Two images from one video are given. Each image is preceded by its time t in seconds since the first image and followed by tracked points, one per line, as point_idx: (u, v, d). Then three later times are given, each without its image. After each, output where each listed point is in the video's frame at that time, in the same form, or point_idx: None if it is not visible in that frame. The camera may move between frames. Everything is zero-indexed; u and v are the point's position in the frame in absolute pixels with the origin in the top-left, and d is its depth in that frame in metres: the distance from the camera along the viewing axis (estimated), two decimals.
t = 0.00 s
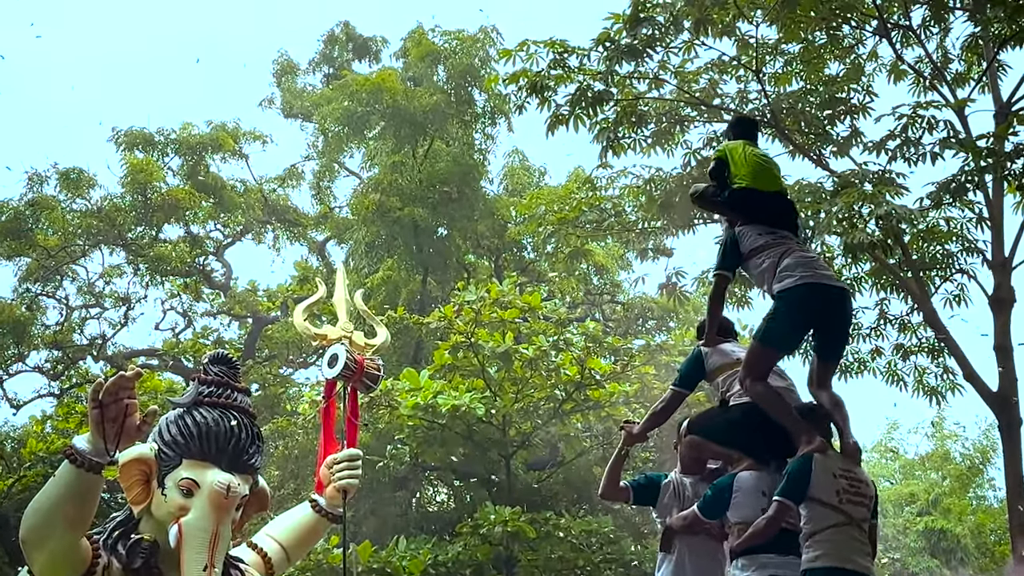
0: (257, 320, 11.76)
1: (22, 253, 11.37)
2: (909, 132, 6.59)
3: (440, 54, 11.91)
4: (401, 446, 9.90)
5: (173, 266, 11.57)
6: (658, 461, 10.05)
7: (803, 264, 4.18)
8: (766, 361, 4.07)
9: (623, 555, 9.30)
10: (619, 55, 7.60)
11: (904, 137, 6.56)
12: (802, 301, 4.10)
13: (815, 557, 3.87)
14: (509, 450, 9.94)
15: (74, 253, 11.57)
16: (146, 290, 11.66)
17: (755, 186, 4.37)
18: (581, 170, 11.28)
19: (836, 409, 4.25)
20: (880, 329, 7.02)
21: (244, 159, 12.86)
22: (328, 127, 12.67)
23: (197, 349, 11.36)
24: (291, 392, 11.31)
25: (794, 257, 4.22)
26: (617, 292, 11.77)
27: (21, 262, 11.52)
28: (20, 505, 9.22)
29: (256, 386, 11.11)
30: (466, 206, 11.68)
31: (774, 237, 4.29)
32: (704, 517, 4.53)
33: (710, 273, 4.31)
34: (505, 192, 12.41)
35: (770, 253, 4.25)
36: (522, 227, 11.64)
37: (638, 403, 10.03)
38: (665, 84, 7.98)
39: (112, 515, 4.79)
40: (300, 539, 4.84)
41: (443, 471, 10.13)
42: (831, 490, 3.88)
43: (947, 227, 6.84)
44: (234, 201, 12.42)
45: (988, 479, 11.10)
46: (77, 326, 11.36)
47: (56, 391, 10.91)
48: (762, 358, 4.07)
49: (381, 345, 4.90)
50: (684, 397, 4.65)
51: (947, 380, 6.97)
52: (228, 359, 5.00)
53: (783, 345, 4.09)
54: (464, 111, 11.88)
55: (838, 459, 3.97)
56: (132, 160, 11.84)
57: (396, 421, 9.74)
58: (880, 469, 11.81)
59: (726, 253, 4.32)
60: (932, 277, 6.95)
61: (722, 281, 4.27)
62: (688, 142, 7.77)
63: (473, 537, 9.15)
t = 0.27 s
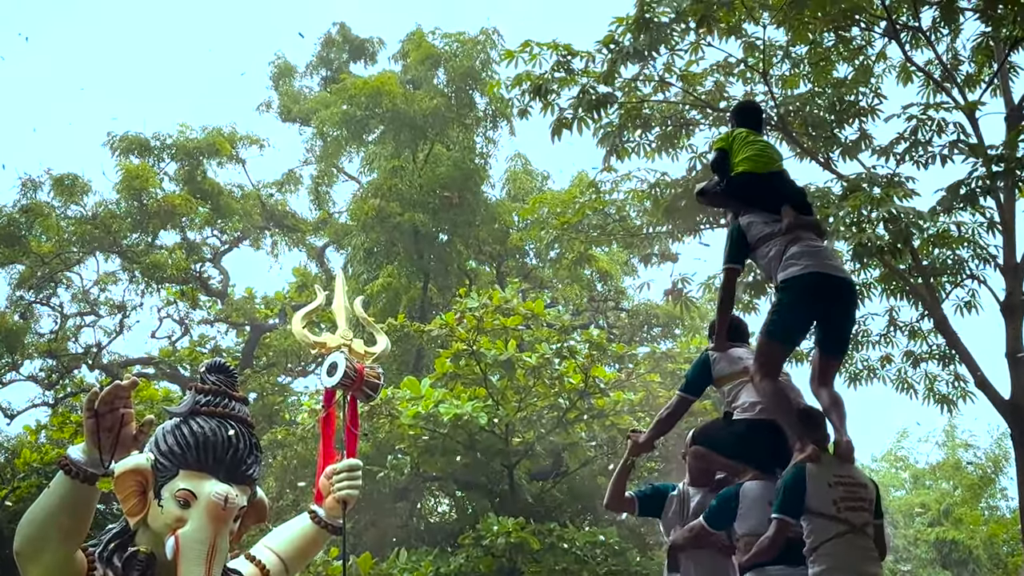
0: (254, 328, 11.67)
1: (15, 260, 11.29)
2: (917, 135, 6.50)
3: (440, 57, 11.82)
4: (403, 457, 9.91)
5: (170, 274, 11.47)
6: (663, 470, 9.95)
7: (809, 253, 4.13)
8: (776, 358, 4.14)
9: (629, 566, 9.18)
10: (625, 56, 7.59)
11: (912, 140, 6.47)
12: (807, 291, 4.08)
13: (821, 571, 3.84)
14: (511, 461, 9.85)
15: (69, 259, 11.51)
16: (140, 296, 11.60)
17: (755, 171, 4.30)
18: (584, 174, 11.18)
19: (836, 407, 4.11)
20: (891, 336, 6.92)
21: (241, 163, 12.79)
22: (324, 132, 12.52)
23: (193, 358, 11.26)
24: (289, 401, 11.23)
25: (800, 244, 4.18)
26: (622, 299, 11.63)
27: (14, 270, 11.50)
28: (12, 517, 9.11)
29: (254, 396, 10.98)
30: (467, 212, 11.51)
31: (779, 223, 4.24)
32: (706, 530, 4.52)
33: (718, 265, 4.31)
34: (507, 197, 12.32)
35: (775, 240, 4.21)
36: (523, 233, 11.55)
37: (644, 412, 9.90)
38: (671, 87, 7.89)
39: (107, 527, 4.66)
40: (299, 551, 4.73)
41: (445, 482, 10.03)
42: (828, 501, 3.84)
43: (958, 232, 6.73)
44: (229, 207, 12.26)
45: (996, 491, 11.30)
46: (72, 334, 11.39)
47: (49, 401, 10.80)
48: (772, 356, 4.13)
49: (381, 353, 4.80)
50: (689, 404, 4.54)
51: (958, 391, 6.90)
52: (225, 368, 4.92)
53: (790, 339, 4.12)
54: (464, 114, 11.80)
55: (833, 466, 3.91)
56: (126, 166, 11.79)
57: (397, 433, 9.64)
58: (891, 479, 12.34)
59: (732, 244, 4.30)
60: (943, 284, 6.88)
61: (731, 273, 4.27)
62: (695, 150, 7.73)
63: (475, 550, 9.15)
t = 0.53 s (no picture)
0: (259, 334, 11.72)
1: (21, 266, 11.35)
2: (919, 141, 6.50)
3: (442, 65, 11.94)
4: (406, 462, 9.74)
5: (176, 282, 11.51)
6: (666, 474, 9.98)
7: (813, 248, 4.09)
8: (780, 352, 4.02)
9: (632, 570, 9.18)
10: (627, 62, 7.63)
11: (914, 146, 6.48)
12: (810, 284, 4.01)
13: None
14: (515, 466, 9.81)
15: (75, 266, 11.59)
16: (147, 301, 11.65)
17: (758, 171, 4.31)
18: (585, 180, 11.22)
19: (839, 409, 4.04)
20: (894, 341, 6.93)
21: (245, 171, 12.84)
22: (329, 139, 12.57)
23: (197, 364, 11.29)
24: (294, 406, 11.26)
25: (803, 240, 4.13)
26: (625, 305, 11.58)
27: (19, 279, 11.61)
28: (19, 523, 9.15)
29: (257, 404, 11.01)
30: (470, 219, 11.55)
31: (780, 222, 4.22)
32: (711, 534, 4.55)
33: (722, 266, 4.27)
34: (510, 203, 12.36)
35: (777, 238, 4.17)
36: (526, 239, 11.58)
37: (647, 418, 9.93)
38: (673, 94, 7.90)
39: (113, 534, 4.69)
40: (303, 557, 4.73)
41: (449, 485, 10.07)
42: (818, 509, 3.87)
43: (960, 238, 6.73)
44: (234, 214, 12.34)
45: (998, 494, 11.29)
46: (77, 341, 11.43)
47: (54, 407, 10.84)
48: (776, 350, 4.01)
49: (385, 359, 4.81)
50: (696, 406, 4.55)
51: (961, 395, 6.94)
52: (230, 374, 4.95)
53: (795, 332, 4.01)
54: (466, 121, 11.87)
55: (832, 476, 3.92)
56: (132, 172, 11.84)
57: (400, 440, 9.67)
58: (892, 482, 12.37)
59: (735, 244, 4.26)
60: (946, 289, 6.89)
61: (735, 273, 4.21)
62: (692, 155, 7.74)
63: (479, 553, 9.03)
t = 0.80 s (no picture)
0: (287, 334, 12.12)
1: (70, 275, 11.95)
2: (885, 160, 7.01)
3: (450, 92, 12.42)
4: (420, 452, 10.31)
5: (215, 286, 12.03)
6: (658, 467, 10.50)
7: (784, 257, 4.43)
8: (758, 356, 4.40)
9: (625, 551, 9.69)
10: (619, 90, 8.10)
11: (880, 164, 7.00)
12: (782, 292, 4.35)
13: (785, 553, 4.23)
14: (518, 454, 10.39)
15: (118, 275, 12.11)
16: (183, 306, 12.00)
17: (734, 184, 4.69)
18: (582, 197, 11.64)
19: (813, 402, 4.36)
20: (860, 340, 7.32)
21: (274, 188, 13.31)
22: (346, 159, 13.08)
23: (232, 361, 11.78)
24: (318, 402, 11.77)
25: (774, 249, 4.48)
26: (616, 308, 12.16)
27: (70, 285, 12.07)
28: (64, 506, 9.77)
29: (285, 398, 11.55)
30: (476, 230, 12.08)
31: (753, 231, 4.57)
32: (697, 518, 5.01)
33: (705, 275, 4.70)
34: (513, 217, 12.85)
35: (751, 247, 4.53)
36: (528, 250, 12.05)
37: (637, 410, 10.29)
38: (661, 117, 8.40)
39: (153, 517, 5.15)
40: (326, 538, 5.25)
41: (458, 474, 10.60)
42: (795, 491, 4.21)
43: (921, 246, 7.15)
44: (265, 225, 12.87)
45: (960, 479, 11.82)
46: (121, 343, 11.95)
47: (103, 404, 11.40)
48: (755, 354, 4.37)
49: (400, 358, 5.31)
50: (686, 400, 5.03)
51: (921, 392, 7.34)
52: (259, 372, 5.39)
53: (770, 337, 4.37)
54: (474, 143, 12.33)
55: (809, 463, 4.27)
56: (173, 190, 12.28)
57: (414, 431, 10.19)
58: (861, 470, 12.86)
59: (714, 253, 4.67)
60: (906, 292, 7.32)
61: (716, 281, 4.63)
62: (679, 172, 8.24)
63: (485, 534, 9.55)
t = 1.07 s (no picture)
0: (302, 336, 12.42)
1: (99, 281, 12.32)
2: (866, 171, 7.35)
3: (456, 109, 12.73)
4: (427, 447, 10.71)
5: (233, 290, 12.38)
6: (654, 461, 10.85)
7: (761, 268, 4.74)
8: (744, 362, 4.63)
9: (621, 540, 10.10)
10: (614, 107, 8.41)
11: (862, 175, 7.33)
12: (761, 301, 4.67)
13: (774, 548, 4.41)
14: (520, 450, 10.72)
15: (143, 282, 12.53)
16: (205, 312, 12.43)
17: (717, 196, 5.00)
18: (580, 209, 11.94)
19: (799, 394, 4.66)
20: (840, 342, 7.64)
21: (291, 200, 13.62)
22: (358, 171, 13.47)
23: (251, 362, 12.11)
24: (331, 400, 11.98)
25: (753, 259, 4.79)
26: (612, 311, 12.48)
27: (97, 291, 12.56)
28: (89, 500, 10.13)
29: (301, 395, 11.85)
30: (480, 239, 12.40)
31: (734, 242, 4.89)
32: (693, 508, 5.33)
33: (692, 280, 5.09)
34: (515, 227, 13.20)
35: (732, 257, 4.84)
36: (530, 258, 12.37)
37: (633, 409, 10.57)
38: (654, 132, 8.74)
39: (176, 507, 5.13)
40: (339, 528, 5.55)
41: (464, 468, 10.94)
42: (779, 488, 4.42)
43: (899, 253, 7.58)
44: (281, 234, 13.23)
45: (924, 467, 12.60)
46: (146, 345, 12.23)
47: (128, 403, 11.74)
48: (741, 361, 4.63)
49: (408, 359, 5.62)
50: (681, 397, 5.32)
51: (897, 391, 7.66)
52: (277, 373, 5.45)
53: (753, 343, 4.65)
54: (478, 157, 12.69)
55: (791, 458, 4.47)
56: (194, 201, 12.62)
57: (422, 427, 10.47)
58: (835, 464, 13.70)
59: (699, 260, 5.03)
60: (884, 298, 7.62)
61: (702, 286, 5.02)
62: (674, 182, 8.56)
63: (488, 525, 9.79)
